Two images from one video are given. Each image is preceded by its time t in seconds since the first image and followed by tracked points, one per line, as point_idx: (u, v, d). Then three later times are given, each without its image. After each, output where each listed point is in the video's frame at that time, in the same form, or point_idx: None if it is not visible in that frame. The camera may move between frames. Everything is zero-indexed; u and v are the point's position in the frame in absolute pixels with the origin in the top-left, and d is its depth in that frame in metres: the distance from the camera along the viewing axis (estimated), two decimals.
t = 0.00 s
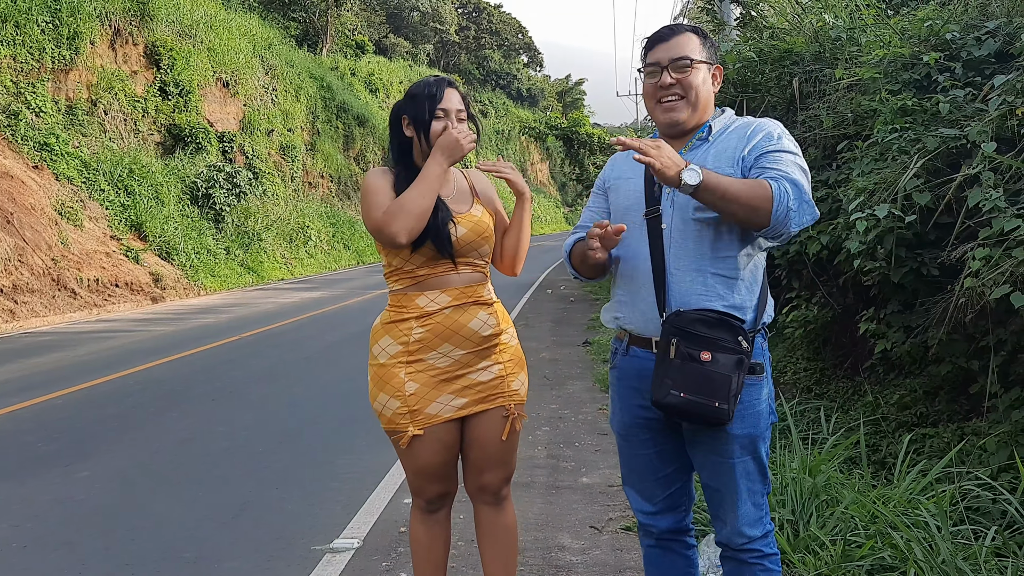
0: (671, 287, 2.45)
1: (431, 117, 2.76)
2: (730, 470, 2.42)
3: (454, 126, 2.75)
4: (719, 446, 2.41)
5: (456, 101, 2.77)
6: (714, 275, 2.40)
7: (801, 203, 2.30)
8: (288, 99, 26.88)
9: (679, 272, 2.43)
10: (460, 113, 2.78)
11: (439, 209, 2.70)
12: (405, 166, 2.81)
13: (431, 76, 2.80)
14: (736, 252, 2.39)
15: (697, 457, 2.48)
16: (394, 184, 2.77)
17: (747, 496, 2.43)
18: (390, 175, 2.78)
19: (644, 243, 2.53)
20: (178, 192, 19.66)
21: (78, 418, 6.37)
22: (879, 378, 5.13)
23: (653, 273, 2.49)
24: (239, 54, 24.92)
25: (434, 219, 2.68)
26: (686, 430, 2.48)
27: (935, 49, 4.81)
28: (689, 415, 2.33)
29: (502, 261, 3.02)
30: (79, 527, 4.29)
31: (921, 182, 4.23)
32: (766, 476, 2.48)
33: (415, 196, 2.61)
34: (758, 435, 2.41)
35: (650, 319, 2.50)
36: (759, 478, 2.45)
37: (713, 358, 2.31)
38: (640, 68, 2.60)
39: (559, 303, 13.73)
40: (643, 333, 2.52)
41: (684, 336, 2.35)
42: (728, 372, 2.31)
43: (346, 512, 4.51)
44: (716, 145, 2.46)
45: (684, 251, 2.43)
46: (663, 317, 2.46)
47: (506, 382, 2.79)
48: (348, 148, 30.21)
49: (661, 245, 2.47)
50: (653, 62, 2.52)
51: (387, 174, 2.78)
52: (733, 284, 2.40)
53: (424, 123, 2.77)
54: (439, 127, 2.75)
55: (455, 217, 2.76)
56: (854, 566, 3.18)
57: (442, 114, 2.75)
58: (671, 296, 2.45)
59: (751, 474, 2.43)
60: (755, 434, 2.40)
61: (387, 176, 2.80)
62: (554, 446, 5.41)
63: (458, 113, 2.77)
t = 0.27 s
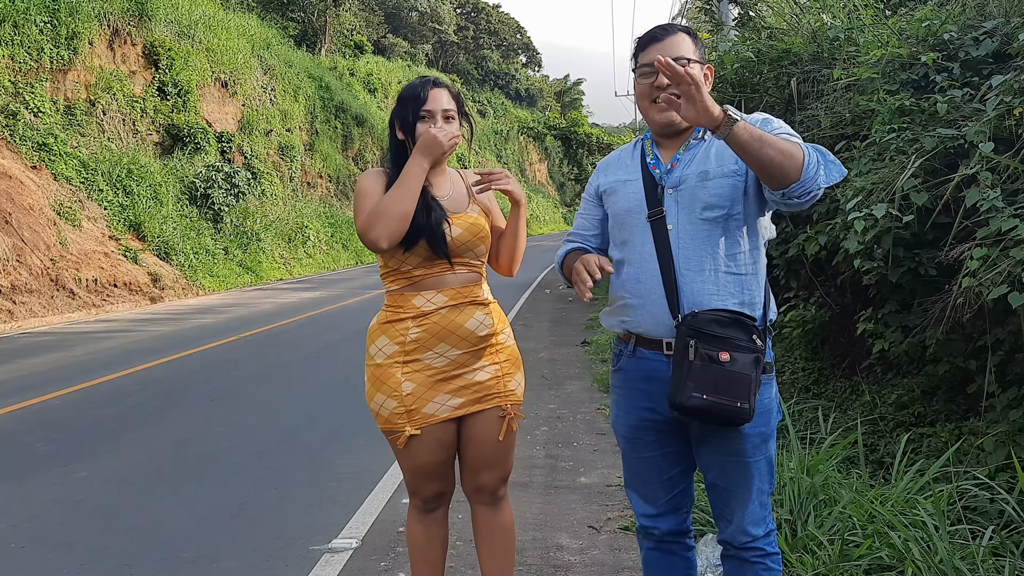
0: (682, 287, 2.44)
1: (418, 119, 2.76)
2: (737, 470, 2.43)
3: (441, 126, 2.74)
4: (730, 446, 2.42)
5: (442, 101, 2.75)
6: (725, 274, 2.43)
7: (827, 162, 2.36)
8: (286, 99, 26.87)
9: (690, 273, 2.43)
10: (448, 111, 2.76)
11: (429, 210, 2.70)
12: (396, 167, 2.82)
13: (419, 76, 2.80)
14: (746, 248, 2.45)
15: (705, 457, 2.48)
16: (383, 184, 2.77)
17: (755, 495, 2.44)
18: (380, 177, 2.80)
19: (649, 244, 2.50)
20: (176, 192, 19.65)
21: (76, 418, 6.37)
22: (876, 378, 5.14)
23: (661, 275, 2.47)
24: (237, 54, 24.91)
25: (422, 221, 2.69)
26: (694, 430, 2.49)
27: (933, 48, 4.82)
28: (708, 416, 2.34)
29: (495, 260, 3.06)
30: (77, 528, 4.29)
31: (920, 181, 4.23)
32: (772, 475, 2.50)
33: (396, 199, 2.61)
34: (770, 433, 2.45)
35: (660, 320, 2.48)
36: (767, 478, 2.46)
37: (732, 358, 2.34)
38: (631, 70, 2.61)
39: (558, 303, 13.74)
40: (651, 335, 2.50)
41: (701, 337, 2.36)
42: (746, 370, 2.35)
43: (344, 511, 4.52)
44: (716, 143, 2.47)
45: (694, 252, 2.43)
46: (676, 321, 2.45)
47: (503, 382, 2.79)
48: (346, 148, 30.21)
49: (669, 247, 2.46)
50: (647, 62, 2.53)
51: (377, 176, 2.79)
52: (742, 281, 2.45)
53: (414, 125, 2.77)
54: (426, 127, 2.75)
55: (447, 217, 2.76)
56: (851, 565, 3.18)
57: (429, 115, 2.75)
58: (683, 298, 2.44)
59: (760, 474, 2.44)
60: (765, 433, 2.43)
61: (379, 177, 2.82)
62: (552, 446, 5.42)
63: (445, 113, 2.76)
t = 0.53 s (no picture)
0: (682, 287, 2.44)
1: (406, 120, 2.75)
2: (741, 471, 2.42)
3: (428, 128, 2.72)
4: (735, 446, 2.41)
5: (430, 102, 2.73)
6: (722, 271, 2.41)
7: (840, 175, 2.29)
8: (283, 99, 26.84)
9: (689, 273, 2.43)
10: (435, 112, 2.73)
11: (409, 211, 2.71)
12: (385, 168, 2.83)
13: (410, 77, 2.80)
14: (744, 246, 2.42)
15: (708, 458, 2.47)
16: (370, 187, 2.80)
17: (757, 496, 2.43)
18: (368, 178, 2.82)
19: (645, 246, 2.52)
20: (173, 191, 19.62)
21: (73, 418, 6.35)
22: (874, 378, 5.15)
23: (659, 276, 2.47)
24: (234, 53, 24.88)
25: (400, 223, 2.69)
26: (698, 430, 2.48)
27: (931, 48, 4.83)
28: (717, 415, 2.31)
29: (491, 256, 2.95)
30: (73, 528, 4.27)
31: (917, 181, 4.23)
32: (775, 477, 2.49)
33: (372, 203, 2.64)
34: (775, 433, 2.43)
35: (661, 321, 2.47)
36: (770, 479, 2.46)
37: (739, 355, 2.30)
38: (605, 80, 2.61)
39: (555, 302, 13.73)
40: (654, 335, 2.48)
41: (707, 336, 2.32)
42: (754, 366, 2.31)
43: (341, 511, 4.51)
44: (704, 142, 2.48)
45: (692, 252, 2.42)
46: (679, 322, 2.43)
47: (491, 382, 2.77)
48: (344, 147, 30.18)
49: (666, 248, 2.46)
50: (618, 76, 2.54)
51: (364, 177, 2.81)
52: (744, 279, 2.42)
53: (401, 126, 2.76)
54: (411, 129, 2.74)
55: (430, 217, 2.75)
56: (849, 565, 3.18)
57: (415, 116, 2.73)
58: (684, 298, 2.44)
59: (763, 475, 2.43)
60: (771, 433, 2.43)
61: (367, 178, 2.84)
62: (549, 446, 5.41)
63: (432, 114, 2.73)
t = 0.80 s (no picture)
0: (686, 290, 2.41)
1: (394, 120, 2.76)
2: (747, 474, 2.40)
3: (416, 128, 2.73)
4: (744, 449, 2.39)
5: (419, 103, 2.75)
6: (725, 272, 2.39)
7: (834, 213, 2.38)
8: (279, 98, 26.82)
9: (691, 275, 2.41)
10: (423, 113, 2.75)
11: (387, 211, 2.72)
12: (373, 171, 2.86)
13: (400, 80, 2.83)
14: (744, 247, 2.42)
15: (714, 461, 2.45)
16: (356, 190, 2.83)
17: (763, 499, 2.42)
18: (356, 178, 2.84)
19: (645, 249, 2.48)
20: (168, 190, 19.58)
21: (67, 419, 6.33)
22: (869, 378, 5.14)
23: (661, 280, 2.44)
24: (230, 52, 24.84)
25: (378, 225, 2.71)
26: (703, 433, 2.45)
27: (927, 48, 4.84)
28: (730, 418, 2.29)
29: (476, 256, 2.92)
30: (67, 529, 4.26)
31: (912, 182, 4.23)
32: (780, 481, 2.47)
33: (350, 207, 2.68)
34: (782, 436, 2.42)
35: (666, 324, 2.42)
36: (776, 483, 2.44)
37: (747, 355, 2.30)
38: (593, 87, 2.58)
39: (551, 302, 13.73)
40: (659, 338, 2.43)
41: (713, 338, 2.32)
42: (763, 366, 2.30)
43: (337, 512, 4.50)
44: (699, 144, 2.48)
45: (692, 255, 2.41)
46: (685, 326, 2.39)
47: (476, 384, 2.74)
48: (340, 147, 30.15)
49: (666, 252, 2.44)
50: (606, 86, 2.51)
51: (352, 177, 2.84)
52: (746, 280, 2.42)
53: (389, 126, 2.78)
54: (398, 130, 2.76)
55: (413, 217, 2.75)
56: (844, 565, 3.18)
57: (404, 117, 2.75)
58: (689, 300, 2.40)
59: (769, 478, 2.42)
60: (778, 436, 2.40)
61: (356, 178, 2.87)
62: (545, 446, 5.41)
63: (421, 114, 2.75)
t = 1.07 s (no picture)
0: (698, 292, 2.33)
1: (377, 122, 2.75)
2: (754, 478, 2.33)
3: (397, 131, 2.72)
4: (752, 454, 2.32)
5: (403, 105, 2.73)
6: (738, 272, 2.34)
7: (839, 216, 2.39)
8: (273, 98, 26.77)
9: (704, 276, 2.33)
10: (406, 116, 2.73)
11: (364, 216, 2.71)
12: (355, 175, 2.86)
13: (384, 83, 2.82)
14: (755, 248, 2.38)
15: (720, 466, 2.38)
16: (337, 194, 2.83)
17: (768, 505, 2.35)
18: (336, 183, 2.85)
19: (654, 253, 2.39)
20: (161, 190, 19.53)
21: (59, 419, 6.31)
22: (862, 377, 5.16)
23: (673, 283, 2.35)
24: (224, 51, 24.78)
25: (353, 230, 2.70)
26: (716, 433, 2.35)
27: (919, 49, 4.85)
28: (749, 423, 2.23)
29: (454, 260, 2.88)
30: (58, 530, 4.24)
31: (905, 182, 4.25)
32: (787, 487, 2.41)
33: (324, 212, 2.68)
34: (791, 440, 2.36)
35: (679, 328, 2.34)
36: (783, 488, 2.38)
37: (765, 358, 2.25)
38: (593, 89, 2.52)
39: (546, 302, 13.74)
40: (671, 343, 2.35)
41: (731, 340, 2.26)
42: (779, 368, 2.27)
43: (330, 513, 4.49)
44: (706, 143, 2.42)
45: (704, 256, 2.34)
46: (698, 330, 2.32)
47: (452, 387, 2.70)
48: (334, 146, 30.11)
49: (677, 253, 2.36)
50: (609, 83, 2.45)
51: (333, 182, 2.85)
52: (757, 281, 2.37)
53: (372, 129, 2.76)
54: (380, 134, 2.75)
55: (390, 222, 2.73)
56: (836, 565, 3.18)
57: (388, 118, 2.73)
58: (702, 302, 2.32)
59: (777, 483, 2.35)
60: (787, 438, 2.34)
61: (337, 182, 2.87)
62: (539, 446, 5.41)
63: (405, 116, 2.73)
